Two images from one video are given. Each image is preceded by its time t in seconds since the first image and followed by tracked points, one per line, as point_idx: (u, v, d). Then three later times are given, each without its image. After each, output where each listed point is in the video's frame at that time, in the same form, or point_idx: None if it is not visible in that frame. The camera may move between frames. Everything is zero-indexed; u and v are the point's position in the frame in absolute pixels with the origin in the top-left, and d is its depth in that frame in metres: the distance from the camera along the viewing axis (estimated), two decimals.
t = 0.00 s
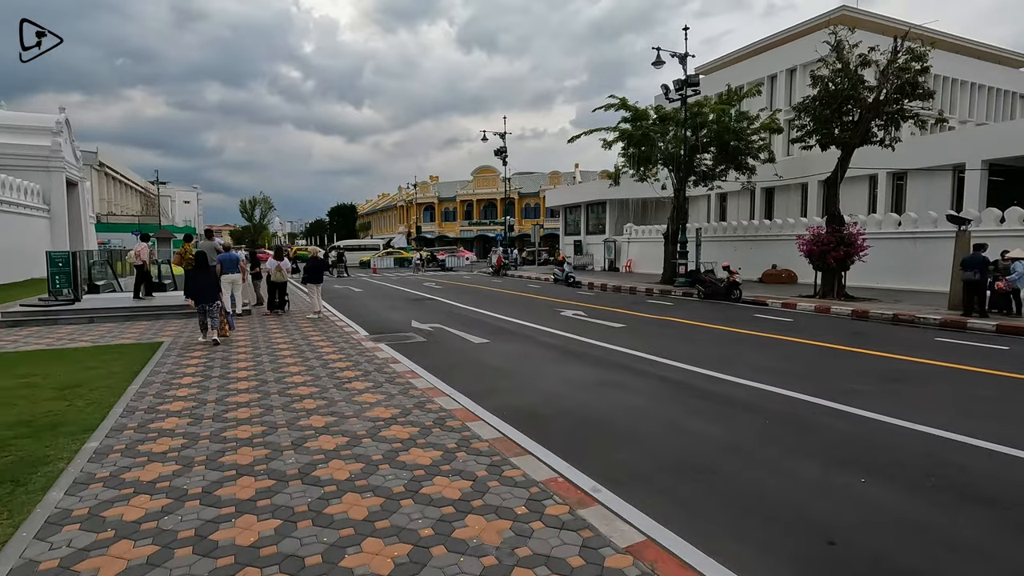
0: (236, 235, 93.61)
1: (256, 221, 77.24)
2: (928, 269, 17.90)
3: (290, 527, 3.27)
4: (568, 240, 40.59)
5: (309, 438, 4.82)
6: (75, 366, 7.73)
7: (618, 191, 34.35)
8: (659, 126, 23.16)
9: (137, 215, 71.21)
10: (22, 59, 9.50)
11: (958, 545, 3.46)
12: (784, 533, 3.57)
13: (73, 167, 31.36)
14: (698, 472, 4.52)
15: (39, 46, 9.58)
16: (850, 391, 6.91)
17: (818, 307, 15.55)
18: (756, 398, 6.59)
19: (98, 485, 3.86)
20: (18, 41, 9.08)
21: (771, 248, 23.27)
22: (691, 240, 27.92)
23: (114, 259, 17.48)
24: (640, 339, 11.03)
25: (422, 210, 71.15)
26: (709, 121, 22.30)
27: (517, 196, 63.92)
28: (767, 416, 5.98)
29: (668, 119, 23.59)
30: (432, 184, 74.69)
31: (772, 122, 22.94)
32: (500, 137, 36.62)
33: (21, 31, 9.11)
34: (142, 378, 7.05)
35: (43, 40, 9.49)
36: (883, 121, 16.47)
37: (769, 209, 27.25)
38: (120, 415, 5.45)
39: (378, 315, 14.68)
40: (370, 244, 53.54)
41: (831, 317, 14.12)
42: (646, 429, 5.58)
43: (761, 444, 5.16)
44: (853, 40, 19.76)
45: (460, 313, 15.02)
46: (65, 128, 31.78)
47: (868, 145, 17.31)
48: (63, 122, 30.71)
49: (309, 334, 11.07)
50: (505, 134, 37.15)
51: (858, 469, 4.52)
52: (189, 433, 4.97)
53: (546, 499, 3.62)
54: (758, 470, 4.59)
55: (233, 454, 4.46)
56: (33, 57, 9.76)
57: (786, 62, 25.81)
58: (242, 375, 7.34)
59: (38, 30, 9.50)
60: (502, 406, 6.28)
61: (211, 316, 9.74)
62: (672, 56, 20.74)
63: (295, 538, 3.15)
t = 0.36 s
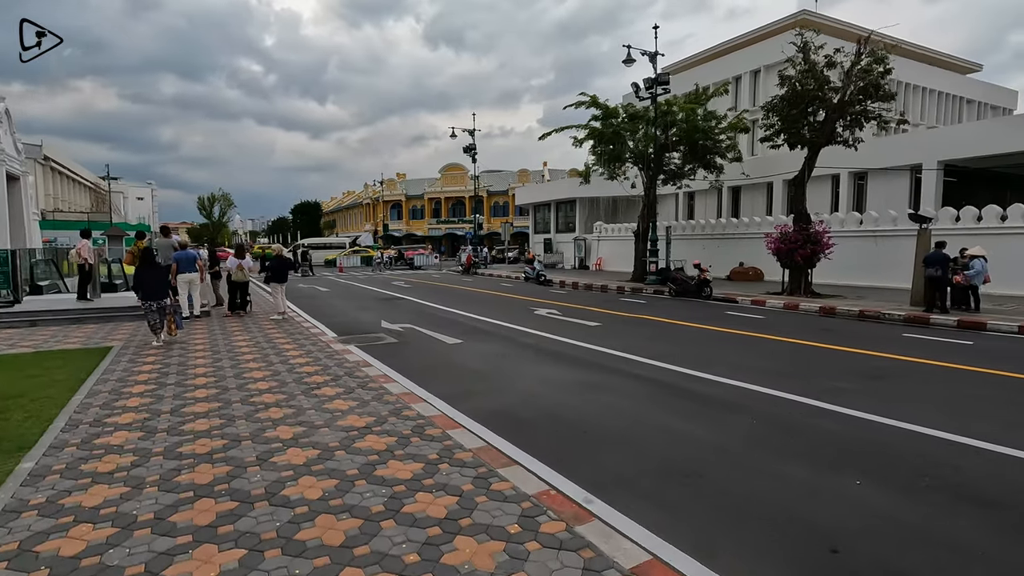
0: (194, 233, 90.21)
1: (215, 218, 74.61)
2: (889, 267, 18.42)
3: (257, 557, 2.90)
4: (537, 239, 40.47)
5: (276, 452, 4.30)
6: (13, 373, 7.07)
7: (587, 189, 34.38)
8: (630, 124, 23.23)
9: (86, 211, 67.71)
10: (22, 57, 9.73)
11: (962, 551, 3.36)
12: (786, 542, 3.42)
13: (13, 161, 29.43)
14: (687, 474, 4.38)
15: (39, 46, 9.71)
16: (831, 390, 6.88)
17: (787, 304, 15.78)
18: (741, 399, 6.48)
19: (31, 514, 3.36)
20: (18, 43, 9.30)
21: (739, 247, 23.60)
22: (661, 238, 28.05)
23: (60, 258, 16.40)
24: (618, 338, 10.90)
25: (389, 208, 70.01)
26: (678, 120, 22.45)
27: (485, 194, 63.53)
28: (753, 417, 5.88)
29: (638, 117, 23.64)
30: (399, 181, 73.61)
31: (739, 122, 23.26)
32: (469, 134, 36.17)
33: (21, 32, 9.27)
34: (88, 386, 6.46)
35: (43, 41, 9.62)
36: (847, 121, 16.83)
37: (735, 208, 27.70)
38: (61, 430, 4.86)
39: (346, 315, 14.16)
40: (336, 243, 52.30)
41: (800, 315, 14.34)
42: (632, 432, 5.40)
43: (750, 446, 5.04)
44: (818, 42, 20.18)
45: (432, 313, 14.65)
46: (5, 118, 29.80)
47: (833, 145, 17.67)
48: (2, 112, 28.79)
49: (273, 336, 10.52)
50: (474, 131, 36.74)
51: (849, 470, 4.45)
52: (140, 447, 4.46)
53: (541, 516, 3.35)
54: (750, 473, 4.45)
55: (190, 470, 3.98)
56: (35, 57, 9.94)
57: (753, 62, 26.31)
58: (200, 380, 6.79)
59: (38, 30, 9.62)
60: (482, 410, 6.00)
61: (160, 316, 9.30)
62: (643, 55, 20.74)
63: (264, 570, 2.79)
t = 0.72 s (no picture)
0: (148, 232, 86.60)
1: (172, 216, 71.78)
2: (852, 265, 18.91)
3: None
4: (507, 238, 40.26)
5: (243, 473, 3.90)
6: None
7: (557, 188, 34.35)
8: (600, 123, 23.25)
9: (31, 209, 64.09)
10: (22, 57, 9.49)
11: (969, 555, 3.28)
12: (792, 555, 3.29)
13: None
14: (681, 483, 4.22)
15: (40, 46, 9.44)
16: (812, 389, 6.87)
17: (757, 302, 15.99)
18: (725, 400, 6.38)
19: None
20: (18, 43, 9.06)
21: (707, 246, 23.90)
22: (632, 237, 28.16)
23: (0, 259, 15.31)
24: (594, 338, 10.77)
25: (355, 207, 68.70)
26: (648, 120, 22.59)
27: (454, 193, 62.95)
28: (739, 418, 5.78)
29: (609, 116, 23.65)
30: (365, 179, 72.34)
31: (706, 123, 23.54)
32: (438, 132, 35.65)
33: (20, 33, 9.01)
34: (30, 400, 5.88)
35: (44, 41, 9.35)
36: (812, 123, 17.18)
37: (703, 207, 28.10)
38: None
39: (313, 318, 13.63)
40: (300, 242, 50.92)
41: (771, 313, 14.53)
42: (620, 437, 5.22)
43: (740, 449, 4.92)
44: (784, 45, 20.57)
45: (404, 315, 14.24)
46: None
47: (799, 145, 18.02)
48: None
49: (236, 340, 9.97)
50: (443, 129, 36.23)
51: (844, 473, 4.38)
52: (88, 471, 4.00)
53: (538, 539, 3.11)
54: (745, 478, 4.32)
55: (147, 497, 3.57)
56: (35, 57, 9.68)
57: (720, 64, 26.77)
58: (157, 391, 6.28)
59: (39, 30, 9.35)
60: (463, 418, 5.73)
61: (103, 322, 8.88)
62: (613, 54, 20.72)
63: None
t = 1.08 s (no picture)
0: (97, 229, 82.44)
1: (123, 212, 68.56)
2: (816, 261, 19.35)
3: None
4: (475, 235, 39.89)
5: (201, 492, 3.52)
6: None
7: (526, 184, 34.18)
8: (570, 119, 23.16)
9: None
10: (22, 57, 9.65)
11: (967, 558, 3.23)
12: (793, 565, 3.18)
13: None
14: (674, 489, 4.08)
15: (39, 46, 9.60)
16: (789, 386, 6.83)
17: (726, 298, 16.17)
18: (707, 398, 6.29)
19: None
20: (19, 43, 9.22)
21: (676, 242, 24.11)
22: (603, 233, 28.15)
23: None
24: (569, 336, 10.61)
25: (319, 203, 67.09)
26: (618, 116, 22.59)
27: (420, 189, 62.13)
28: (721, 416, 5.70)
29: (578, 112, 23.50)
30: (329, 174, 70.70)
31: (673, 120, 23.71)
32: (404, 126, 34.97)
33: (21, 32, 9.17)
34: None
35: (44, 41, 9.52)
36: (778, 121, 17.48)
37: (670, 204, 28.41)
38: None
39: (277, 317, 13.06)
40: (262, 239, 49.32)
41: (741, 308, 14.69)
42: (605, 439, 5.06)
43: (727, 450, 4.81)
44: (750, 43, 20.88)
45: (372, 314, 13.81)
46: None
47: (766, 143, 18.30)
48: None
49: (193, 342, 9.38)
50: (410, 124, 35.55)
51: (834, 473, 4.32)
52: (21, 495, 3.54)
53: (532, 557, 2.89)
54: (734, 482, 4.21)
55: (89, 523, 3.16)
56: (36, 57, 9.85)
57: (686, 61, 27.08)
58: (101, 399, 5.74)
59: (38, 30, 9.52)
60: (442, 422, 5.47)
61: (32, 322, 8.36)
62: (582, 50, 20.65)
63: None
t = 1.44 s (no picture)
0: (39, 225, 77.90)
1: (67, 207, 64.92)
2: (780, 258, 19.71)
3: None
4: (442, 232, 39.35)
5: (151, 522, 3.13)
6: None
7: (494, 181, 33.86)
8: (538, 115, 22.96)
9: None
10: (22, 56, 9.62)
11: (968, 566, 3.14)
12: None
13: None
14: (665, 500, 3.90)
15: (39, 45, 9.57)
16: (768, 385, 6.77)
17: (695, 295, 16.26)
18: (687, 399, 6.16)
19: None
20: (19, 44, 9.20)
21: (644, 240, 24.22)
22: (572, 231, 28.04)
23: None
24: (543, 336, 10.40)
25: (280, 198, 65.13)
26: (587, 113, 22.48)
27: (386, 185, 61.08)
28: (705, 418, 5.57)
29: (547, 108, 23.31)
30: (290, 169, 68.71)
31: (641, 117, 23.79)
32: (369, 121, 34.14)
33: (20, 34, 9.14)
34: None
35: (44, 41, 9.49)
36: (744, 119, 17.69)
37: (638, 202, 28.59)
38: None
39: (236, 319, 12.42)
40: (219, 236, 47.43)
41: (710, 306, 14.79)
42: (588, 446, 4.85)
43: (714, 455, 4.67)
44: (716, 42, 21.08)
45: (338, 314, 13.30)
46: None
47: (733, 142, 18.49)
48: None
49: (144, 347, 8.75)
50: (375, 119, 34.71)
51: (824, 477, 4.21)
52: None
53: None
54: (726, 490, 4.05)
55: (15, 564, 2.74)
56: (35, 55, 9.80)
57: (653, 60, 27.30)
58: (37, 413, 5.19)
59: (38, 30, 9.49)
60: (415, 430, 5.16)
61: None
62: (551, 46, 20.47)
63: None
